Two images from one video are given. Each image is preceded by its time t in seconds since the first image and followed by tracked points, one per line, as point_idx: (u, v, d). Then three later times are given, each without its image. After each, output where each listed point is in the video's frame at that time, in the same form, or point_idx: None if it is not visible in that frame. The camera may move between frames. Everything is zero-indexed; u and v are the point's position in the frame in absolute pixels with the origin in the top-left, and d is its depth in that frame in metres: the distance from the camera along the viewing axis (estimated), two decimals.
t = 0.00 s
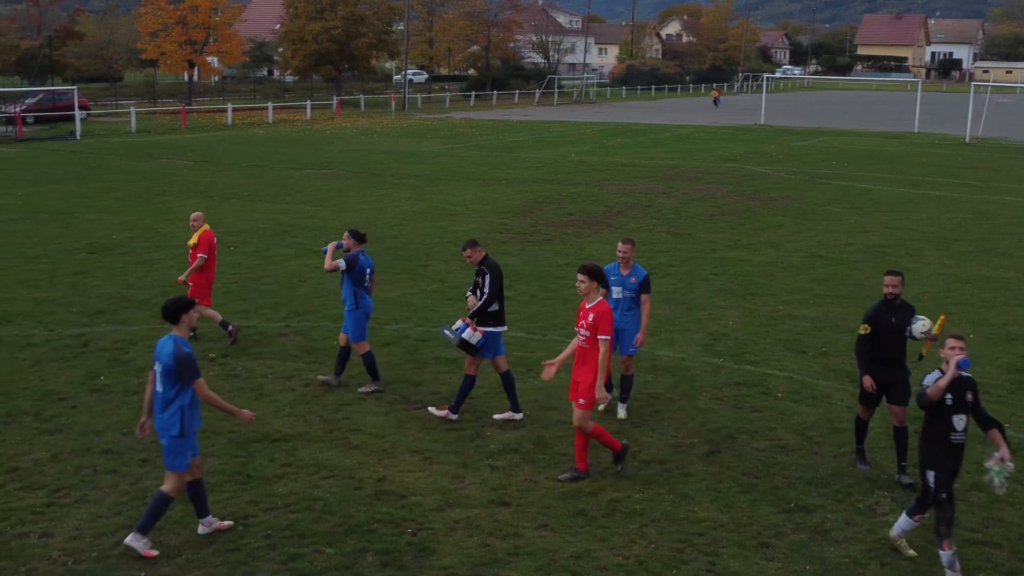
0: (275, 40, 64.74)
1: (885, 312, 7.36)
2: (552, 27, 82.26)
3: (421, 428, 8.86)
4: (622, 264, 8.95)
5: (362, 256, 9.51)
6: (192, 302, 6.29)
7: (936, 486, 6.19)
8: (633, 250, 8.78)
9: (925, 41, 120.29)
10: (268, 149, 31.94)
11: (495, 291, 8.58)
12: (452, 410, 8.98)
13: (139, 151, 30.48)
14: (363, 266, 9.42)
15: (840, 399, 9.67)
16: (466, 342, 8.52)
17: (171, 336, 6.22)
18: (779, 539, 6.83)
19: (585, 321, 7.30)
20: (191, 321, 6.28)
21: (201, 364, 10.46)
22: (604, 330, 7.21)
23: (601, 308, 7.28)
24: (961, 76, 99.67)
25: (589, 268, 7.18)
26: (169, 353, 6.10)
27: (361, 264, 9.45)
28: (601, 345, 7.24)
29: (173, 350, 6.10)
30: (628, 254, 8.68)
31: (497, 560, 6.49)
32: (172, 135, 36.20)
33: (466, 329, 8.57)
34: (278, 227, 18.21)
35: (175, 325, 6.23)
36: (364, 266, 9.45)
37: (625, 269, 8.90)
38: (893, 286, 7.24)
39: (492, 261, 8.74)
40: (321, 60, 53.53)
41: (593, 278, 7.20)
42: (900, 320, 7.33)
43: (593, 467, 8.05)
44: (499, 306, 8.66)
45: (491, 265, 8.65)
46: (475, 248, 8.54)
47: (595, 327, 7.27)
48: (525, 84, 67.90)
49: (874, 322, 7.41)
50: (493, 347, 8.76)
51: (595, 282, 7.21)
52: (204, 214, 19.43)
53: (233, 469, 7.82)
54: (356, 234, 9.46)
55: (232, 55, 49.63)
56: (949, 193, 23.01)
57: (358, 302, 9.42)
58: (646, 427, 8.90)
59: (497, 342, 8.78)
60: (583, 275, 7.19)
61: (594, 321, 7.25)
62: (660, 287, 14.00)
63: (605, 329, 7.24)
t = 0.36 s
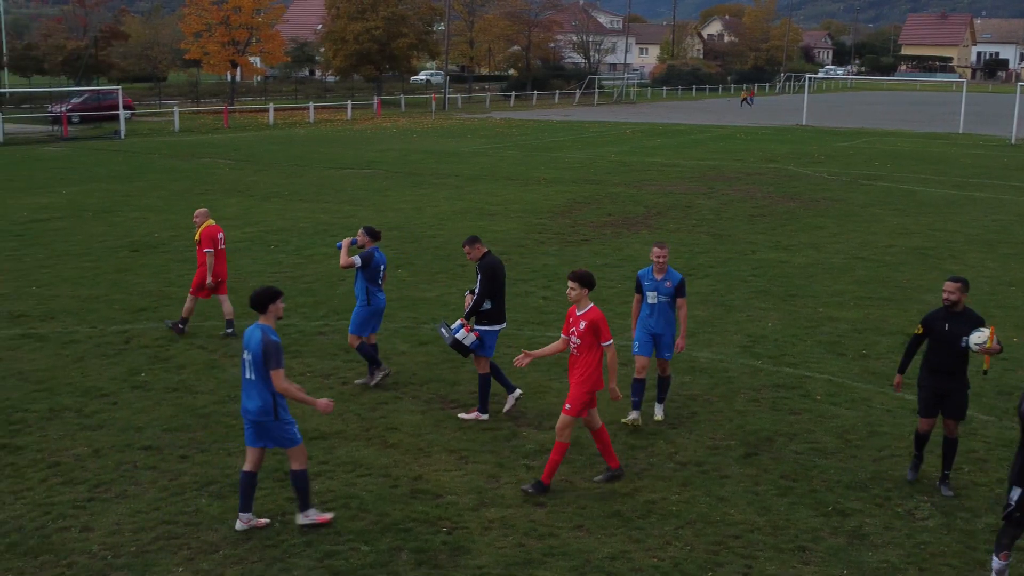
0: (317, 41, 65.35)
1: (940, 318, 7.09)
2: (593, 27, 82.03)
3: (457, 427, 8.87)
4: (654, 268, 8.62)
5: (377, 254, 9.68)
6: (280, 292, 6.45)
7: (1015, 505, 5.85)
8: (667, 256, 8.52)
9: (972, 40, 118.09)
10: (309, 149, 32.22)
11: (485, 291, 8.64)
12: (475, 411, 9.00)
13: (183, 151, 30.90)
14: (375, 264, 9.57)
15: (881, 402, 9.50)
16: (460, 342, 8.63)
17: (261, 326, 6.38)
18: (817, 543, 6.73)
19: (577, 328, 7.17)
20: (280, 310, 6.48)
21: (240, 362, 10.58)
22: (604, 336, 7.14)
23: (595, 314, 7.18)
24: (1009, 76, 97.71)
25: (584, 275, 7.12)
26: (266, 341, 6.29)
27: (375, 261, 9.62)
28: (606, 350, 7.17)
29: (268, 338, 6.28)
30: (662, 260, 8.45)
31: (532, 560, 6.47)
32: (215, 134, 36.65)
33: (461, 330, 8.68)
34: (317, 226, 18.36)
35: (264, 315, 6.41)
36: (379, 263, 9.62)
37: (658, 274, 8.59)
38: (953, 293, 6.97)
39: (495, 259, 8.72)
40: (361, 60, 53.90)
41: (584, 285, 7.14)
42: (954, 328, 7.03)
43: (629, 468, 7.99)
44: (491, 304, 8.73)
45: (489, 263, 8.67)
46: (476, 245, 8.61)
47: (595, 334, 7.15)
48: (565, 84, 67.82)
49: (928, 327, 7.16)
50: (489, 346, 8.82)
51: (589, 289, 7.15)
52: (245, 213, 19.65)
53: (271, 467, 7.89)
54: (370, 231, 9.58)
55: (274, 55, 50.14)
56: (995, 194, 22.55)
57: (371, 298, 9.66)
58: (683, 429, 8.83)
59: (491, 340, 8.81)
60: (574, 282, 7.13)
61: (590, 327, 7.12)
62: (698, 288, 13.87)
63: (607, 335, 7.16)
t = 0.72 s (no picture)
0: (358, 41, 65.86)
1: (988, 327, 6.92)
2: (635, 26, 81.65)
3: (492, 427, 8.87)
4: (677, 273, 8.39)
5: (389, 252, 9.63)
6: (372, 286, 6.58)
7: None
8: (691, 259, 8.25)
9: (1021, 40, 115.74)
10: (350, 148, 32.45)
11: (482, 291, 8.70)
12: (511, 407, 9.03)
13: (225, 151, 31.28)
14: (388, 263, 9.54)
15: (922, 406, 9.33)
16: (464, 347, 8.73)
17: (355, 320, 6.57)
18: (853, 547, 6.63)
19: (572, 328, 6.97)
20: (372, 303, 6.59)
21: (279, 359, 10.68)
22: (591, 340, 6.88)
23: (590, 316, 6.95)
24: None
25: (580, 276, 6.87)
26: (362, 335, 6.48)
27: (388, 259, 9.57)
28: (588, 355, 6.89)
29: (363, 332, 6.49)
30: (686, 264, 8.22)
31: (566, 560, 6.45)
32: (257, 134, 37.06)
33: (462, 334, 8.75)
34: (357, 226, 18.48)
35: (357, 309, 6.56)
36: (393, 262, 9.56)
37: (682, 279, 8.37)
38: (998, 303, 6.78)
39: (500, 259, 8.76)
40: (402, 60, 54.19)
41: (580, 286, 6.91)
42: (1000, 338, 6.84)
43: (665, 469, 7.93)
44: (490, 303, 8.75)
45: (491, 263, 8.71)
46: (483, 242, 8.68)
47: (584, 337, 6.92)
48: (606, 84, 67.63)
49: (975, 336, 7.01)
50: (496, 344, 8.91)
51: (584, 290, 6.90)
52: (285, 212, 19.83)
53: (308, 464, 7.95)
54: (383, 231, 9.53)
55: (316, 55, 50.59)
56: None
57: (384, 297, 9.64)
58: (720, 431, 8.74)
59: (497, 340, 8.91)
60: (570, 282, 6.90)
61: (581, 330, 6.91)
62: (738, 289, 13.73)
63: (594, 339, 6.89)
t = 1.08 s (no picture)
0: (399, 42, 66.26)
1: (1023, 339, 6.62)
2: (676, 27, 81.13)
3: (528, 426, 8.84)
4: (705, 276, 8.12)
5: (402, 249, 9.81)
6: (449, 281, 6.75)
7: None
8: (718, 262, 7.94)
9: None
10: (390, 148, 32.64)
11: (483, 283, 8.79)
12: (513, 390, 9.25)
13: (267, 150, 31.62)
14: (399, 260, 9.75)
15: (965, 410, 9.14)
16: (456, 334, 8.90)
17: (436, 314, 6.72)
18: (891, 552, 6.50)
19: (559, 335, 6.81)
20: (448, 299, 6.76)
21: (317, 358, 10.76)
22: (582, 345, 6.71)
23: (579, 321, 6.79)
24: None
25: (564, 280, 6.68)
26: (443, 327, 6.66)
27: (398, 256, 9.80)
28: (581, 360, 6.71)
29: (444, 324, 6.68)
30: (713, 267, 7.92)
31: (600, 560, 6.41)
32: (299, 134, 37.40)
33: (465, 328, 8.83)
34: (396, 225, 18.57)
35: (437, 304, 6.72)
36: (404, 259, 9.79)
37: (710, 282, 8.08)
38: None
39: (501, 252, 8.81)
40: (442, 60, 54.38)
41: (564, 291, 6.71)
42: None
43: (701, 471, 7.85)
44: (489, 295, 8.79)
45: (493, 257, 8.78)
46: (485, 235, 8.67)
47: (574, 343, 6.76)
48: (646, 84, 67.33)
49: (1011, 349, 6.73)
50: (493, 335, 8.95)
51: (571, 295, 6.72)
52: (325, 212, 19.98)
53: (344, 461, 8.00)
54: (397, 227, 9.71)
55: (357, 55, 50.93)
56: None
57: (395, 292, 9.83)
58: (758, 433, 8.62)
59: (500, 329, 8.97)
60: (554, 287, 6.69)
61: (570, 336, 6.76)
62: (777, 291, 13.57)
63: (585, 344, 6.73)
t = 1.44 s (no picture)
0: (439, 43, 66.53)
1: None
2: (717, 27, 80.48)
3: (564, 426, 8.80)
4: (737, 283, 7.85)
5: (417, 247, 9.83)
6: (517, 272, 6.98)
7: None
8: (748, 270, 7.64)
9: None
10: (429, 149, 32.78)
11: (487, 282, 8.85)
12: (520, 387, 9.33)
13: (308, 150, 31.89)
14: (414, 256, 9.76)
15: (1007, 415, 8.95)
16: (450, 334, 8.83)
17: (501, 303, 6.90)
18: (929, 556, 6.39)
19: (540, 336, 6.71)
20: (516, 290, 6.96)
21: (355, 356, 10.82)
22: (565, 344, 6.59)
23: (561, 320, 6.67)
24: None
25: (542, 279, 6.59)
26: (505, 317, 6.82)
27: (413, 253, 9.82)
28: (567, 360, 6.61)
29: (507, 314, 6.82)
30: (741, 274, 7.63)
31: (635, 561, 6.36)
32: (339, 134, 37.66)
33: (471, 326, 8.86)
34: (434, 225, 18.62)
35: (505, 293, 6.93)
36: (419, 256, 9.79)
37: (741, 290, 7.81)
38: None
39: (504, 251, 8.88)
40: (483, 61, 54.46)
41: (544, 291, 6.61)
42: None
43: (738, 473, 7.77)
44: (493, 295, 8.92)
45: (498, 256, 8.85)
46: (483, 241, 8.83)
47: (555, 343, 6.64)
48: (687, 85, 66.87)
49: None
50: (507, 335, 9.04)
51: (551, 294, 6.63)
52: (365, 211, 20.10)
53: (380, 459, 8.03)
54: (412, 225, 9.79)
55: (398, 56, 51.17)
56: None
57: (408, 290, 9.79)
58: (795, 435, 8.51)
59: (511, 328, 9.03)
60: (534, 289, 6.60)
61: (549, 337, 6.63)
62: (817, 293, 13.39)
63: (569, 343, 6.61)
